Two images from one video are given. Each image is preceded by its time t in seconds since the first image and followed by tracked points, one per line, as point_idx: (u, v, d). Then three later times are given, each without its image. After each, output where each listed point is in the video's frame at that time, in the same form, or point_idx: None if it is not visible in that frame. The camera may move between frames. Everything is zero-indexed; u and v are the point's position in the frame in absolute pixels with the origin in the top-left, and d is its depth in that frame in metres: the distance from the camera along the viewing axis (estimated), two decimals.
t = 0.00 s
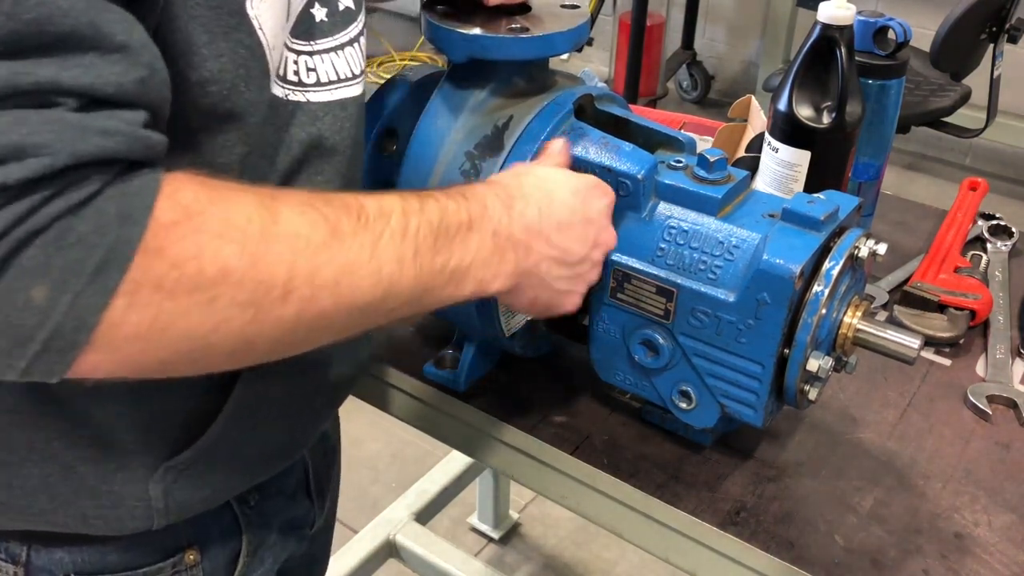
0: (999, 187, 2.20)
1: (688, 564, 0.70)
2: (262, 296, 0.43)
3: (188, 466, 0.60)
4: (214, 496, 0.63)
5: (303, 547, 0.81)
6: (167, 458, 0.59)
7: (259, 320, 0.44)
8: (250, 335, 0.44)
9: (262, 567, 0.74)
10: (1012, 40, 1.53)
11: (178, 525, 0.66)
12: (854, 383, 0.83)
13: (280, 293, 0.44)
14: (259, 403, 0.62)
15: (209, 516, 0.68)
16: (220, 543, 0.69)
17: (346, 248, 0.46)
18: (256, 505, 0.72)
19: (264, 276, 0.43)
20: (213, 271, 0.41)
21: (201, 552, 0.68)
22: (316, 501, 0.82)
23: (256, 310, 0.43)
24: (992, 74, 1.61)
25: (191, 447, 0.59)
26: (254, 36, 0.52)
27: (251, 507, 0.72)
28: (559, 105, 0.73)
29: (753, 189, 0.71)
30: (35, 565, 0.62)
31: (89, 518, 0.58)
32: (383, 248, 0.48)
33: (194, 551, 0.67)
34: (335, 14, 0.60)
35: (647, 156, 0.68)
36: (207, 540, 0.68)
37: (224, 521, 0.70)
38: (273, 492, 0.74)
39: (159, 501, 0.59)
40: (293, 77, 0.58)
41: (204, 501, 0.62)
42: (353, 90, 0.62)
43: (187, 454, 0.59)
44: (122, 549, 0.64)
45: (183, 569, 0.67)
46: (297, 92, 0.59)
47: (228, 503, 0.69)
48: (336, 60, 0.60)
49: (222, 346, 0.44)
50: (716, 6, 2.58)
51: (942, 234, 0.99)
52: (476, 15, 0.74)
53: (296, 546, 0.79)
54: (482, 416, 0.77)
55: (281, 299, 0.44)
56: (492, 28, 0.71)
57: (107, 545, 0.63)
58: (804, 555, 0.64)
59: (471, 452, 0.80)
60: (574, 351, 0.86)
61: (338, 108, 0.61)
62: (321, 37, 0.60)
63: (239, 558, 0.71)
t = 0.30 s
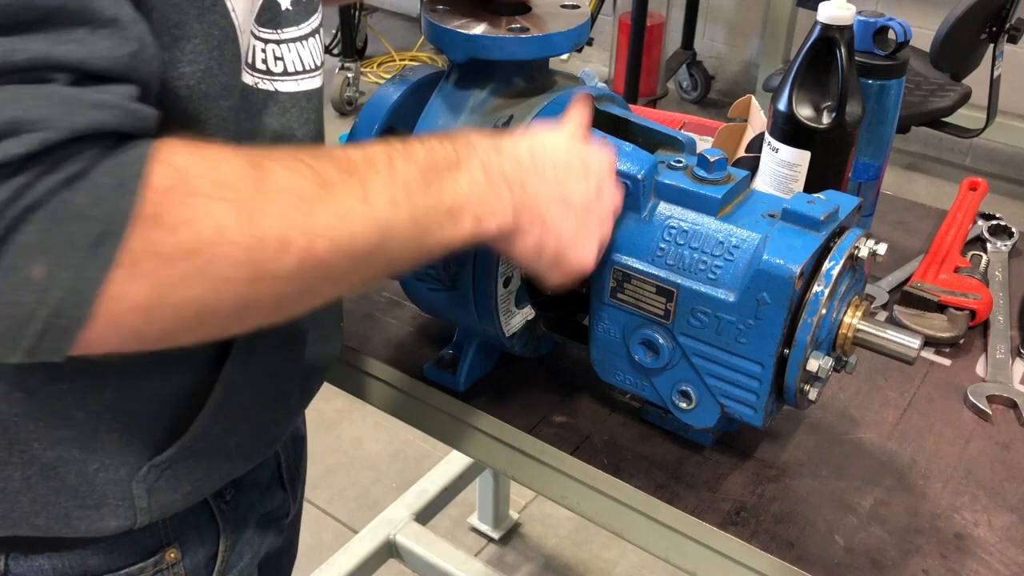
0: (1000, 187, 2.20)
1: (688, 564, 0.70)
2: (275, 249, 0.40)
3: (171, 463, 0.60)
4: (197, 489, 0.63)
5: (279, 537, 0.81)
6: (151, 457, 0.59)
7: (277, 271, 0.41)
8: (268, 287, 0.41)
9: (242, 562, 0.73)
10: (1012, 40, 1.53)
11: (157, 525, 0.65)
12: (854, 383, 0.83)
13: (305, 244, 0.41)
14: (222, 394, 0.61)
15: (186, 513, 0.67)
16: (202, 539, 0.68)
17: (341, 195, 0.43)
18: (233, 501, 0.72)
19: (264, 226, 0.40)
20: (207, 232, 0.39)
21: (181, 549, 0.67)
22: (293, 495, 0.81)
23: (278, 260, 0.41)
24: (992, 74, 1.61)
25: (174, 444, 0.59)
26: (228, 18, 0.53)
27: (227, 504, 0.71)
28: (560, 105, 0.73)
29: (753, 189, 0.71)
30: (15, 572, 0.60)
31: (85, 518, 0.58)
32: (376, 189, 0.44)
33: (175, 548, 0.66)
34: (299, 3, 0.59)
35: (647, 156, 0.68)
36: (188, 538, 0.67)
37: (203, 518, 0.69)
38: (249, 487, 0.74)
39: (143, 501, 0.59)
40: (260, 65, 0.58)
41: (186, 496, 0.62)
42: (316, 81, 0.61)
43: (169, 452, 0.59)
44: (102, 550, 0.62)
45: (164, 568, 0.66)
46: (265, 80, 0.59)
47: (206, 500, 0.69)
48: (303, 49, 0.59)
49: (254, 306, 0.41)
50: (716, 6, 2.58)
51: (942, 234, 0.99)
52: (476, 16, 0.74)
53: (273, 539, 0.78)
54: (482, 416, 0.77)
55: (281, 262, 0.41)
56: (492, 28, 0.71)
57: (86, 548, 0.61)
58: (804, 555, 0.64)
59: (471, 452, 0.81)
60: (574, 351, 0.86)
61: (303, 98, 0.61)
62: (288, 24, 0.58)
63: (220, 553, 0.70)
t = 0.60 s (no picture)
0: (999, 187, 2.20)
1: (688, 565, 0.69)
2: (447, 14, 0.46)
3: (204, 404, 0.58)
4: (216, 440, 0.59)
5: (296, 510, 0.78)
6: (190, 394, 0.57)
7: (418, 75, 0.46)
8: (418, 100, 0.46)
9: (253, 531, 0.70)
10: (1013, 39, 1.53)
11: (170, 482, 0.63)
12: (854, 384, 0.83)
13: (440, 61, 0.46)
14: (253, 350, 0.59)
15: (199, 474, 0.65)
16: (215, 503, 0.66)
17: None
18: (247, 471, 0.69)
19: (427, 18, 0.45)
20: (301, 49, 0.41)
21: (196, 512, 0.65)
22: (306, 471, 0.77)
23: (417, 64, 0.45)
24: (992, 74, 1.61)
25: (213, 382, 0.57)
26: None
27: (241, 473, 0.68)
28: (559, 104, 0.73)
29: (753, 190, 0.71)
30: (33, 528, 0.60)
31: (107, 458, 0.55)
32: None
33: (189, 511, 0.65)
34: None
35: (647, 157, 0.68)
36: (198, 498, 0.65)
37: (215, 484, 0.66)
38: (263, 454, 0.70)
39: (174, 434, 0.57)
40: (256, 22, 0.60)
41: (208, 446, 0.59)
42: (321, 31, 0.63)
43: (206, 392, 0.57)
44: (119, 507, 0.61)
45: (178, 529, 0.64)
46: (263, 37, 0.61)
47: (213, 459, 0.66)
48: None
49: (405, 125, 0.47)
50: (716, 6, 2.58)
51: (942, 234, 0.99)
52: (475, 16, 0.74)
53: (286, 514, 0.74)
54: (483, 416, 0.77)
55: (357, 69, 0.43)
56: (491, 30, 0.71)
57: (101, 503, 0.60)
58: (804, 555, 0.64)
59: (468, 450, 0.81)
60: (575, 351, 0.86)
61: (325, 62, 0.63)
62: None
63: (233, 519, 0.68)
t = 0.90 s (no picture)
0: (1000, 187, 2.20)
1: (688, 564, 0.69)
2: None
3: (157, 350, 0.59)
4: (157, 392, 0.61)
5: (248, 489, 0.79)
6: (142, 334, 0.58)
7: (657, 26, 0.50)
8: (592, 53, 0.48)
9: (201, 504, 0.72)
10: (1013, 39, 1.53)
11: (107, 440, 0.65)
12: (853, 383, 0.83)
13: (688, 19, 0.52)
14: (230, 317, 0.62)
15: (141, 438, 0.66)
16: (160, 467, 0.68)
17: None
18: (197, 445, 0.71)
19: None
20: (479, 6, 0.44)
21: (134, 471, 0.66)
22: (266, 462, 0.80)
23: (673, 26, 0.51)
24: (992, 74, 1.61)
25: (174, 330, 0.59)
26: None
27: (191, 446, 0.70)
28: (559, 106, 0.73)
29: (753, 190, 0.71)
30: None
31: (49, 363, 0.58)
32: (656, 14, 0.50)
33: (126, 469, 0.66)
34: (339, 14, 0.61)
35: (647, 158, 0.68)
36: (139, 460, 0.66)
37: (160, 449, 0.68)
38: (215, 435, 0.73)
39: (114, 368, 0.58)
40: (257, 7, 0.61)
41: (145, 394, 0.61)
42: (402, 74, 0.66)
43: (162, 336, 0.59)
44: (51, 455, 0.63)
45: (112, 487, 0.65)
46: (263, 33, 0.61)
47: (160, 425, 0.67)
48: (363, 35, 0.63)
49: (567, 72, 0.49)
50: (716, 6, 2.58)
51: (942, 234, 0.99)
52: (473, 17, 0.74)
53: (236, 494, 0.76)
54: (482, 415, 0.78)
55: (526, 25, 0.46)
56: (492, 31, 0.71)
57: (34, 450, 0.63)
58: (804, 555, 0.64)
59: (469, 451, 0.81)
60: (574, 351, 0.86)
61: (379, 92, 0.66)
62: None
63: (185, 487, 0.70)
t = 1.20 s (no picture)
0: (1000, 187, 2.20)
1: (688, 564, 0.69)
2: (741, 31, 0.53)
3: (173, 358, 0.59)
4: (168, 399, 0.61)
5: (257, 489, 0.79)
6: (160, 341, 0.58)
7: (717, 60, 0.51)
8: (656, 75, 0.48)
9: (209, 502, 0.72)
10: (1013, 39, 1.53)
11: (115, 439, 0.65)
12: (853, 383, 0.83)
13: (744, 64, 0.54)
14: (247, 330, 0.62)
15: (149, 437, 0.66)
16: (167, 467, 0.67)
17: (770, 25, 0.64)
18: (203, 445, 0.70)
19: None
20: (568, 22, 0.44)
21: (142, 470, 0.66)
22: (275, 464, 0.79)
23: (730, 66, 0.52)
24: (992, 74, 1.61)
25: (193, 339, 0.59)
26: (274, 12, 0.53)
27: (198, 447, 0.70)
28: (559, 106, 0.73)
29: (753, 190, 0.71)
30: None
31: (64, 363, 0.58)
32: (712, 64, 0.51)
33: (135, 467, 0.66)
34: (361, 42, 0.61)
35: (647, 158, 0.68)
36: (147, 460, 0.66)
37: (167, 450, 0.68)
38: (222, 437, 0.72)
39: (129, 374, 0.58)
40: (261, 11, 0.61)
41: (158, 400, 0.61)
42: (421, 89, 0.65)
43: (181, 344, 0.59)
44: (60, 454, 0.63)
45: (121, 484, 0.65)
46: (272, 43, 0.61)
47: (168, 427, 0.67)
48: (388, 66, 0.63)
49: (628, 92, 0.49)
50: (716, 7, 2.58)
51: (942, 234, 0.99)
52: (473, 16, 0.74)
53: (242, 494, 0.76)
54: (482, 416, 0.78)
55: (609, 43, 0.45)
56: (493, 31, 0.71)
57: (40, 448, 0.63)
58: (804, 555, 0.64)
59: (471, 452, 0.81)
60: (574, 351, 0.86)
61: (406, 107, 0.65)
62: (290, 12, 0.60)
63: (193, 486, 0.70)
